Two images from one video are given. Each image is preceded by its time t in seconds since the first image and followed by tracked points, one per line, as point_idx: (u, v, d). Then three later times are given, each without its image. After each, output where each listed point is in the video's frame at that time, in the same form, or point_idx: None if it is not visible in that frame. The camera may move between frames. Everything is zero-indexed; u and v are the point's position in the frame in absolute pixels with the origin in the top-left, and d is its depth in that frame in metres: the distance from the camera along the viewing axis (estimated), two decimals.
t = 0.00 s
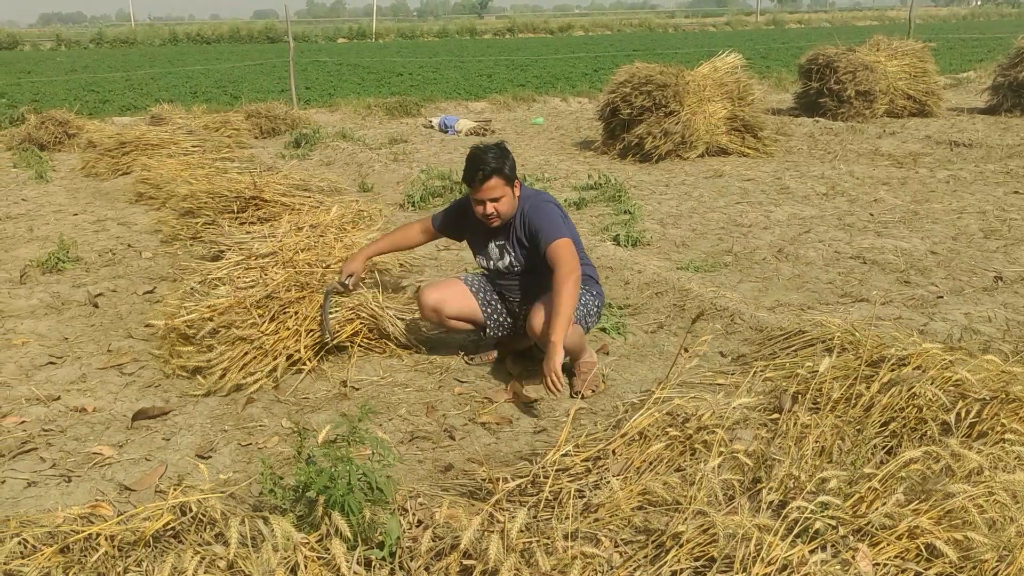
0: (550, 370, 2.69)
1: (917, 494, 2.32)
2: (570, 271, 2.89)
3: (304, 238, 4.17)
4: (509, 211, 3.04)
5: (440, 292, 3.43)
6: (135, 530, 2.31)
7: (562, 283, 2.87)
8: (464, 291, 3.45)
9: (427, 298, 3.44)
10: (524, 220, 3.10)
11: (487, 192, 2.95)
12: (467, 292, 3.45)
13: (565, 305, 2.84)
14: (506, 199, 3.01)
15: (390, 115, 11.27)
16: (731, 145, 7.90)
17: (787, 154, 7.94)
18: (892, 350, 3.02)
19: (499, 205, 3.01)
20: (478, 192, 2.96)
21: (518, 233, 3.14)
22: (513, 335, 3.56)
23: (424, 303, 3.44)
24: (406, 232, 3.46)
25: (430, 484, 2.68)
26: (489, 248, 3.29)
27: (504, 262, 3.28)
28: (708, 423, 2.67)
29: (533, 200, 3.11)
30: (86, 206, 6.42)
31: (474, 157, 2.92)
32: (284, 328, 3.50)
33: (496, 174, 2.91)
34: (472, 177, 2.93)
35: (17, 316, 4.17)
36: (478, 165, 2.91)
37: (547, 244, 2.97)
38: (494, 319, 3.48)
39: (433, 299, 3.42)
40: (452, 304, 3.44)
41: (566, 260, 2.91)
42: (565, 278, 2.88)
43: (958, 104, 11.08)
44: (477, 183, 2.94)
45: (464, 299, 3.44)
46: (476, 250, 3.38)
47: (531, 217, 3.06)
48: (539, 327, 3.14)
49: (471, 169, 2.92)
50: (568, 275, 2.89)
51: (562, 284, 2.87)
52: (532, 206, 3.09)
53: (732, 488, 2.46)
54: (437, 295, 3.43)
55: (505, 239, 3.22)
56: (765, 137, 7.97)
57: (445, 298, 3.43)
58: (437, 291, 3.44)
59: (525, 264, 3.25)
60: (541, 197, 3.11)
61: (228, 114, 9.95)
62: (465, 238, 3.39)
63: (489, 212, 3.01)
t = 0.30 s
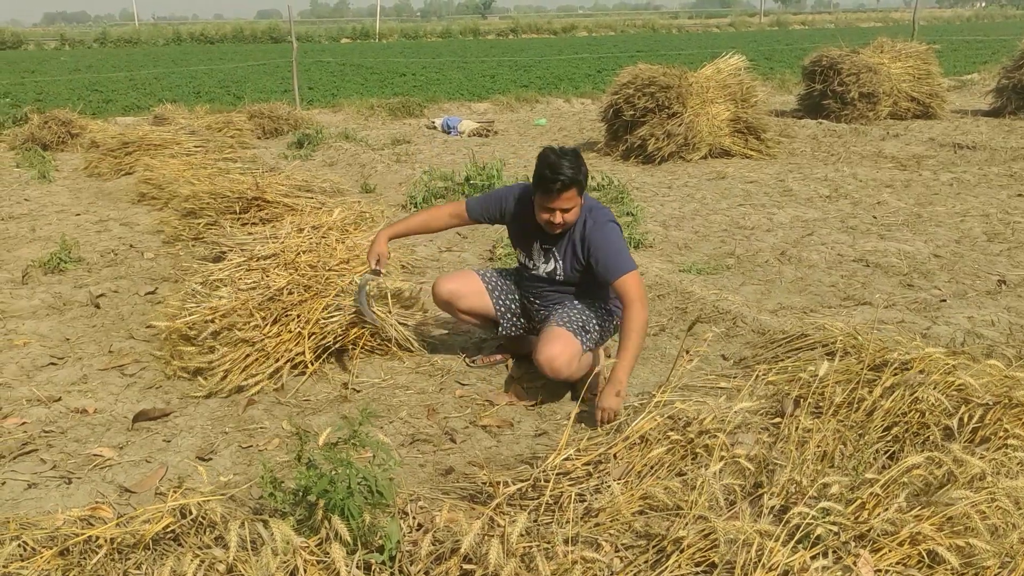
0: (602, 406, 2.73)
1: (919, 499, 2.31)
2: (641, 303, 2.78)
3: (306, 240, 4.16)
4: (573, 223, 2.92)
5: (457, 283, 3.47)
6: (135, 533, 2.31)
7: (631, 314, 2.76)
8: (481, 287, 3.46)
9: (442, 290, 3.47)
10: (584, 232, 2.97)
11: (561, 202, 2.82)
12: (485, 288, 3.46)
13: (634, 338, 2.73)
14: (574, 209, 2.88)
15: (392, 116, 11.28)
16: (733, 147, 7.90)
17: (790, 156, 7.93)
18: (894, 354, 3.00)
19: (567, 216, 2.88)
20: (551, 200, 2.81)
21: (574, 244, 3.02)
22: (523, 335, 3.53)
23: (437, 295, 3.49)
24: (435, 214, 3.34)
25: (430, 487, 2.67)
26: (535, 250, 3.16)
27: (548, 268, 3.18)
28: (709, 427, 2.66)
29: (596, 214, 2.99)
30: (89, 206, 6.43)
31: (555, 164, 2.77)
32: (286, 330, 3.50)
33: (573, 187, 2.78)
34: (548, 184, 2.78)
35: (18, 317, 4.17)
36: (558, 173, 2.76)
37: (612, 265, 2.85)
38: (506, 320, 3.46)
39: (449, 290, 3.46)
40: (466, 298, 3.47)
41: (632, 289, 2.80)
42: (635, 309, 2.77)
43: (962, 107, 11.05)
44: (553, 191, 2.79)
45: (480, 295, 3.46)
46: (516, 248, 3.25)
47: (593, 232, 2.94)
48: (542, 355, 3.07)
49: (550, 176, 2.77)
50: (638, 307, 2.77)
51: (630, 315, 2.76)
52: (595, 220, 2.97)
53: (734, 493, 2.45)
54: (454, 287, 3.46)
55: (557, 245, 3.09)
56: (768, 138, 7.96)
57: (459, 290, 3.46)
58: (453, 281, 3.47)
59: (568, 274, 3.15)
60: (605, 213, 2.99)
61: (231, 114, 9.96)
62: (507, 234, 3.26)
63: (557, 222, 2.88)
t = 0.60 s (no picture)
0: (598, 394, 2.66)
1: (922, 504, 2.30)
2: (664, 314, 2.75)
3: (308, 238, 4.15)
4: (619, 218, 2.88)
5: (474, 264, 3.29)
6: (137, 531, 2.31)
7: (649, 319, 2.73)
8: (499, 268, 3.30)
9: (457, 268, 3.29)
10: (625, 230, 2.94)
11: (613, 193, 2.79)
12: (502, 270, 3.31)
13: (645, 342, 2.72)
14: (624, 205, 2.85)
15: (396, 115, 11.30)
16: (737, 148, 7.89)
17: (793, 158, 7.92)
18: (898, 358, 2.99)
19: (615, 210, 2.85)
20: (603, 189, 2.79)
21: (613, 241, 2.98)
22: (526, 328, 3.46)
23: (450, 274, 3.30)
24: (463, 182, 3.19)
25: (432, 487, 2.67)
26: (568, 239, 3.09)
27: (578, 261, 3.12)
28: (712, 430, 2.65)
29: (643, 214, 2.95)
30: (92, 203, 6.44)
31: (619, 157, 2.75)
32: (288, 329, 3.50)
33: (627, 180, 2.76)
34: (604, 172, 2.77)
35: (21, 313, 4.17)
36: (618, 164, 2.75)
37: (647, 269, 2.81)
38: (516, 308, 3.36)
39: (465, 271, 3.27)
40: (480, 281, 3.29)
41: (659, 296, 2.75)
42: (655, 320, 2.72)
43: (966, 110, 11.03)
44: (608, 181, 2.77)
45: (494, 281, 3.31)
46: (547, 235, 3.18)
47: (636, 232, 2.89)
48: (542, 378, 3.00)
49: (609, 166, 2.75)
50: (660, 317, 2.74)
51: (648, 320, 2.73)
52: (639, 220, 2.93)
53: (736, 496, 2.44)
54: (471, 267, 3.28)
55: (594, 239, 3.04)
56: (771, 141, 7.95)
57: (475, 272, 3.28)
58: (469, 260, 3.29)
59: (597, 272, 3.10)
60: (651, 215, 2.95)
61: (235, 112, 9.97)
62: (542, 219, 3.18)
63: (603, 213, 2.85)
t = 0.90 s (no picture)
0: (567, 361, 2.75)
1: (920, 509, 2.30)
2: (636, 306, 2.83)
3: (307, 238, 4.16)
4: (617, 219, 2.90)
5: (504, 268, 3.09)
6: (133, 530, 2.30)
7: (617, 316, 2.81)
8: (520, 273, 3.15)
9: (490, 277, 3.05)
10: (625, 229, 2.97)
11: (612, 193, 2.81)
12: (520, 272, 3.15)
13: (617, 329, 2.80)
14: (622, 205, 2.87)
15: (396, 115, 11.30)
16: (737, 151, 7.89)
17: (793, 161, 7.92)
18: (897, 362, 2.99)
19: (612, 210, 2.86)
20: (601, 189, 2.81)
21: (615, 242, 3.00)
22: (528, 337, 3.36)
23: (487, 285, 3.04)
24: (467, 202, 3.10)
25: (429, 489, 2.67)
26: (569, 246, 3.09)
27: (580, 266, 3.11)
28: (710, 432, 2.65)
29: (642, 214, 2.99)
30: (92, 201, 6.43)
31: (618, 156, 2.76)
32: (287, 329, 3.49)
33: (627, 180, 2.78)
34: (602, 172, 2.78)
35: (19, 311, 4.17)
36: (616, 164, 2.76)
37: (643, 266, 2.87)
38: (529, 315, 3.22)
39: (500, 276, 3.07)
40: (511, 286, 3.11)
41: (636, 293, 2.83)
42: (620, 318, 2.81)
43: (966, 114, 11.04)
44: (607, 181, 2.78)
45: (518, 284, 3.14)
46: (545, 244, 3.15)
47: (638, 232, 2.94)
48: (564, 402, 2.95)
49: (607, 165, 2.76)
50: (632, 308, 2.82)
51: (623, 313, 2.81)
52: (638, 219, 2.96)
53: (734, 499, 2.44)
54: (503, 271, 3.08)
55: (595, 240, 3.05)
56: (772, 143, 7.96)
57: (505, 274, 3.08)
58: (498, 267, 3.07)
59: (601, 275, 3.10)
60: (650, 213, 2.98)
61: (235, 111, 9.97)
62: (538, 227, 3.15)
63: (600, 213, 2.86)
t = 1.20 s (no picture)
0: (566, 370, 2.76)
1: (919, 512, 2.30)
2: (628, 301, 2.87)
3: (307, 238, 4.16)
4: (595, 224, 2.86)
5: (492, 288, 2.97)
6: (131, 529, 2.30)
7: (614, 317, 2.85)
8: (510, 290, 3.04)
9: (482, 304, 2.93)
10: (600, 230, 2.94)
11: (590, 200, 2.75)
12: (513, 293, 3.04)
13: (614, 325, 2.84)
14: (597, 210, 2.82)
15: (396, 115, 11.30)
16: (737, 152, 7.89)
17: (793, 163, 7.92)
18: (896, 365, 2.99)
19: (589, 217, 2.81)
20: (575, 197, 2.74)
21: (595, 246, 2.96)
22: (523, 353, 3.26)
23: (483, 312, 2.93)
24: (445, 271, 2.88)
25: (428, 489, 2.67)
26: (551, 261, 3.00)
27: (566, 278, 3.04)
28: (709, 434, 2.65)
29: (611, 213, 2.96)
30: (91, 199, 6.43)
31: (589, 164, 2.69)
32: (286, 329, 3.49)
33: (603, 185, 2.72)
34: (576, 182, 2.71)
35: (18, 309, 4.16)
36: (589, 172, 2.69)
37: (629, 261, 2.90)
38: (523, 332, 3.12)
39: (493, 297, 2.95)
40: (507, 301, 3.00)
41: (626, 289, 2.87)
42: (616, 317, 2.85)
43: (965, 117, 11.04)
44: (585, 190, 2.71)
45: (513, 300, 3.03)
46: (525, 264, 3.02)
47: (615, 230, 2.93)
48: (615, 400, 2.97)
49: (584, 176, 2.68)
50: (624, 303, 2.87)
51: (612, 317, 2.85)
52: (611, 217, 2.94)
53: (733, 502, 2.43)
54: (494, 292, 2.96)
55: (573, 248, 2.99)
56: (772, 146, 7.95)
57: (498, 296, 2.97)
58: (488, 291, 2.95)
59: (588, 281, 3.06)
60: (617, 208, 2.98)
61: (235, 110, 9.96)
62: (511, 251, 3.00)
63: (576, 221, 2.80)
